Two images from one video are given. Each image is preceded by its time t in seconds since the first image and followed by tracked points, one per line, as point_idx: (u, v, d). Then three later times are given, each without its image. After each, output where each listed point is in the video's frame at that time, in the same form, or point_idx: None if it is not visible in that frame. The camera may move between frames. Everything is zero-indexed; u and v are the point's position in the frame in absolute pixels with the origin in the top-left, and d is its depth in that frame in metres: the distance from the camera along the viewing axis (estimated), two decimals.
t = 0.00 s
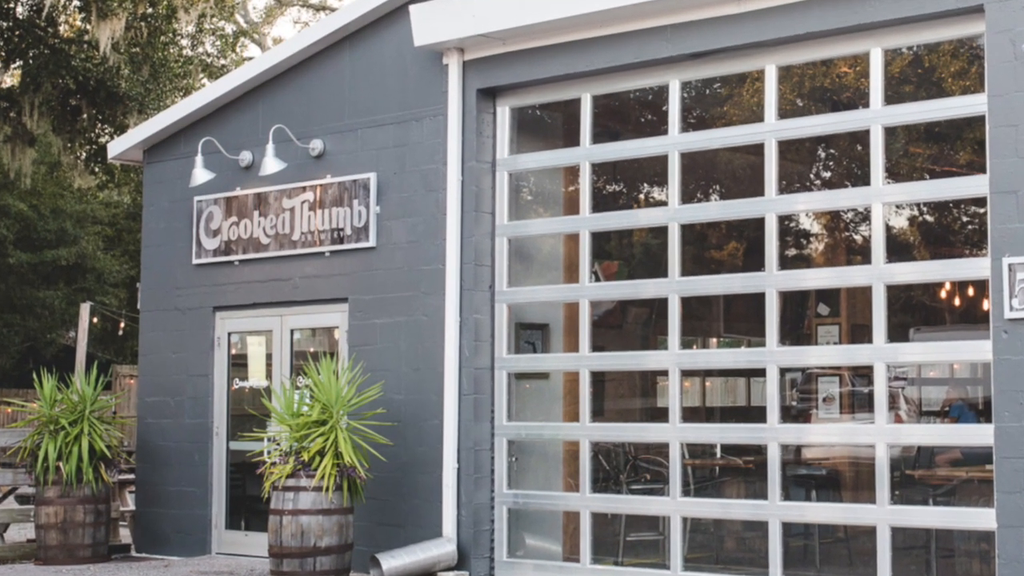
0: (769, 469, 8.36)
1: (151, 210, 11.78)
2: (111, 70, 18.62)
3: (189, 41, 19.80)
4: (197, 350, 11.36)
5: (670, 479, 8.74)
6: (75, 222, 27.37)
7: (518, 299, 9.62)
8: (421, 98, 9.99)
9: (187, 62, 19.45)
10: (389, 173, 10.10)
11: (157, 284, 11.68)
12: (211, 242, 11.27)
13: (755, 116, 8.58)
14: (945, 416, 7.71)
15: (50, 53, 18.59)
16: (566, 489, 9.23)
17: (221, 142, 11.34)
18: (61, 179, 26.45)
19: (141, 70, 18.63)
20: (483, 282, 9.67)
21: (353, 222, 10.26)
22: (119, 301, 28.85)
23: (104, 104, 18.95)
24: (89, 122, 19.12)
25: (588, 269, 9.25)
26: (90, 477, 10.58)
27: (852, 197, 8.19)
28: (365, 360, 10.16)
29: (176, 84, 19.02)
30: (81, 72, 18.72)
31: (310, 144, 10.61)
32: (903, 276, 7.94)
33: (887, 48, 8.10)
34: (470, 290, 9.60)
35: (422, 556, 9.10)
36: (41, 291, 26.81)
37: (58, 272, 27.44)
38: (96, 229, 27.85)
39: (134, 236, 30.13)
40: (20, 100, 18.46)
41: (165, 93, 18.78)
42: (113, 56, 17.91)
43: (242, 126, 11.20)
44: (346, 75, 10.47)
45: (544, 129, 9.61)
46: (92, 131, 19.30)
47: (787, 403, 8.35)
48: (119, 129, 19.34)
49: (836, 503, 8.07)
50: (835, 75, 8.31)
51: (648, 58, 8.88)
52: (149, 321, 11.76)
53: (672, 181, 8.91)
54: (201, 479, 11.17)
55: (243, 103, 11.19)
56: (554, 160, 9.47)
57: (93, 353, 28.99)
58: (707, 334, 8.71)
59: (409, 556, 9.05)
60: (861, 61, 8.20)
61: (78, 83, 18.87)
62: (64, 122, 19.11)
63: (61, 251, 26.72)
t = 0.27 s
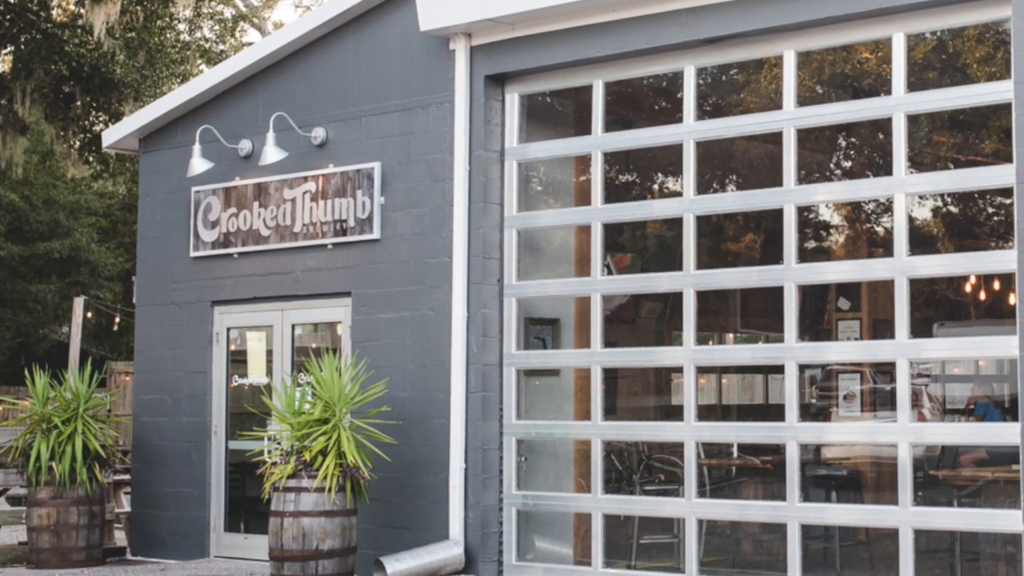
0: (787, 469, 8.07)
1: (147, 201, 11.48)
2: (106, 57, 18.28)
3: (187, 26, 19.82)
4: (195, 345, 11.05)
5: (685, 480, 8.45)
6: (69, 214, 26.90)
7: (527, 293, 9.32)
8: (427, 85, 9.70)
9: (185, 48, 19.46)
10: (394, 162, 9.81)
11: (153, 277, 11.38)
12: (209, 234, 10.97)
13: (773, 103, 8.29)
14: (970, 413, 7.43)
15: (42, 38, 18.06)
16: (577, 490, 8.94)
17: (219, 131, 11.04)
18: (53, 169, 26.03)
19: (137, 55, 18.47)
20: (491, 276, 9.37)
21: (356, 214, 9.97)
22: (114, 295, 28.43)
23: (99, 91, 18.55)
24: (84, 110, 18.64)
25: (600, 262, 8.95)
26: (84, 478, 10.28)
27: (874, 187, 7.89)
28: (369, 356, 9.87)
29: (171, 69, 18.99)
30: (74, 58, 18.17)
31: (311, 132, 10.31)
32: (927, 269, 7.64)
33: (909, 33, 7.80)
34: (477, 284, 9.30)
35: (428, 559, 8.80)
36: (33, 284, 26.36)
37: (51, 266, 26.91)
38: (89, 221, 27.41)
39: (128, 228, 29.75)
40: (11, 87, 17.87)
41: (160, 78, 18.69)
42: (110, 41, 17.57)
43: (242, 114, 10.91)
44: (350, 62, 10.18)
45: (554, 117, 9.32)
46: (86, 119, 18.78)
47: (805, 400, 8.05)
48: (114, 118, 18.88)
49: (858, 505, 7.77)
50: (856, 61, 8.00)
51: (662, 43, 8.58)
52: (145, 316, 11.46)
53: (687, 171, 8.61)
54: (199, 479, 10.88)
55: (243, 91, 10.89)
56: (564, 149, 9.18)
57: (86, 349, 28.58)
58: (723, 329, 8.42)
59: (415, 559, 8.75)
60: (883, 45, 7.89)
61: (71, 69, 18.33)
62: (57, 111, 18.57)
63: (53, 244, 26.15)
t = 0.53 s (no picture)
0: (808, 470, 7.75)
1: (143, 190, 11.18)
2: (99, 41, 18.61)
3: (184, 9, 19.54)
4: (193, 340, 10.76)
5: (702, 481, 8.16)
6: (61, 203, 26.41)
7: (538, 286, 9.01)
8: (433, 71, 9.40)
9: (182, 32, 19.28)
10: (399, 150, 9.51)
11: (150, 270, 11.08)
12: (208, 225, 10.67)
13: (793, 90, 7.99)
14: (997, 412, 7.13)
15: (34, 22, 18.39)
16: (589, 490, 8.64)
17: (218, 119, 10.75)
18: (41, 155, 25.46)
19: (132, 41, 18.62)
20: (500, 268, 9.07)
21: (360, 204, 9.67)
22: (108, 289, 28.01)
23: (92, 76, 19.01)
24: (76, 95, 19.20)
25: (613, 254, 8.66)
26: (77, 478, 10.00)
27: (897, 177, 7.59)
28: (373, 352, 9.57)
29: (168, 56, 19.02)
30: (66, 41, 18.59)
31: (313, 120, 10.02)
32: (952, 262, 7.37)
33: (933, 17, 7.51)
34: (486, 277, 9.01)
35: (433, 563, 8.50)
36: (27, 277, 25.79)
37: (43, 258, 26.33)
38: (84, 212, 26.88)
39: (123, 219, 28.96)
40: (2, 73, 18.25)
41: (156, 64, 18.80)
42: (101, 25, 17.45)
43: (241, 101, 10.62)
44: (354, 48, 9.88)
45: (565, 103, 9.02)
46: (80, 105, 19.44)
47: (826, 398, 7.76)
48: (108, 104, 19.35)
49: (880, 506, 7.47)
50: (878, 46, 7.70)
51: (677, 26, 8.29)
52: (141, 311, 11.17)
53: (704, 160, 8.32)
54: (198, 479, 10.58)
55: (243, 78, 10.60)
56: (576, 137, 8.89)
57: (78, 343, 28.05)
58: (741, 325, 8.12)
59: (420, 563, 8.45)
60: (907, 29, 7.59)
61: (62, 54, 18.75)
62: (50, 97, 19.18)
63: (45, 235, 25.72)
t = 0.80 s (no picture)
0: (829, 470, 7.46)
1: (139, 180, 10.88)
2: (93, 25, 19.81)
3: None
4: (190, 335, 10.47)
5: (719, 482, 7.87)
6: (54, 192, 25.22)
7: (549, 279, 8.71)
8: (439, 56, 9.10)
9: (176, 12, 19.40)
10: (405, 138, 9.22)
11: (146, 262, 10.78)
12: (206, 216, 10.37)
13: (814, 75, 7.70)
14: None
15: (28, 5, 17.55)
16: (602, 491, 8.34)
17: (217, 106, 10.45)
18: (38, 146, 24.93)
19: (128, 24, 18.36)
20: (510, 261, 8.77)
21: (364, 193, 9.38)
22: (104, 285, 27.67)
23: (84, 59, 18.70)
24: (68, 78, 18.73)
25: (628, 246, 8.38)
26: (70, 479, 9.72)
27: (921, 166, 7.30)
28: (378, 348, 9.27)
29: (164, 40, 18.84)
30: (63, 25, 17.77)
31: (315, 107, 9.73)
32: (979, 254, 7.07)
33: None
34: (495, 269, 8.71)
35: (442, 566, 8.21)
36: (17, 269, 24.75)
37: (34, 250, 25.23)
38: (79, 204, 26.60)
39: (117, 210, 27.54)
40: None
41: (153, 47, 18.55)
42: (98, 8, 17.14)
43: (241, 89, 10.32)
44: (358, 33, 9.58)
45: (577, 89, 8.72)
46: (70, 92, 20.85)
47: (849, 396, 7.46)
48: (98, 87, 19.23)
49: (904, 508, 7.17)
50: (902, 29, 7.39)
51: (693, 9, 7.99)
52: (136, 305, 10.86)
53: (722, 148, 8.03)
54: (196, 479, 10.29)
55: (243, 64, 10.31)
56: (589, 125, 8.60)
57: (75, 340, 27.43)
58: (760, 319, 7.84)
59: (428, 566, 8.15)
60: (933, 12, 7.29)
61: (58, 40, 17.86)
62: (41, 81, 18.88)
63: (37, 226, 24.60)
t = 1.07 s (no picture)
0: (853, 471, 7.17)
1: (135, 168, 10.57)
2: (86, 8, 20.95)
3: None
4: (188, 330, 10.17)
5: (738, 483, 7.58)
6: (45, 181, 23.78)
7: (560, 272, 8.42)
8: (447, 39, 8.81)
9: None
10: (411, 124, 8.93)
11: (142, 253, 10.47)
12: (204, 205, 10.07)
13: (837, 59, 7.40)
14: None
15: None
16: (616, 493, 8.05)
17: (216, 93, 10.15)
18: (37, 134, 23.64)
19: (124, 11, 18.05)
20: (520, 252, 8.47)
21: (368, 182, 9.08)
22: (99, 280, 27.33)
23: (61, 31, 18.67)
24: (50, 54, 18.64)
25: (642, 237, 8.08)
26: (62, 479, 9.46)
27: (948, 153, 7.01)
28: (383, 343, 8.97)
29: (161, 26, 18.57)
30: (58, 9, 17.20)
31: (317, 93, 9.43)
32: (1008, 246, 6.78)
33: None
34: (504, 262, 8.42)
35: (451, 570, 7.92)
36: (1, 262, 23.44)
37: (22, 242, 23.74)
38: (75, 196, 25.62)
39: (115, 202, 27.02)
40: None
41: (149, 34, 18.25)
42: None
43: (241, 75, 10.02)
44: (362, 18, 9.28)
45: (590, 75, 8.42)
46: (64, 77, 21.74)
47: (873, 393, 7.16)
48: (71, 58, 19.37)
49: (931, 510, 6.88)
50: (929, 11, 7.10)
51: None
52: (131, 298, 10.56)
53: (741, 135, 7.74)
54: (195, 479, 9.99)
55: (243, 49, 10.01)
56: (602, 112, 8.31)
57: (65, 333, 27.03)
58: (780, 313, 7.55)
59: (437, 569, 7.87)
60: None
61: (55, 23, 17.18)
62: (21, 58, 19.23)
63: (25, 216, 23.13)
